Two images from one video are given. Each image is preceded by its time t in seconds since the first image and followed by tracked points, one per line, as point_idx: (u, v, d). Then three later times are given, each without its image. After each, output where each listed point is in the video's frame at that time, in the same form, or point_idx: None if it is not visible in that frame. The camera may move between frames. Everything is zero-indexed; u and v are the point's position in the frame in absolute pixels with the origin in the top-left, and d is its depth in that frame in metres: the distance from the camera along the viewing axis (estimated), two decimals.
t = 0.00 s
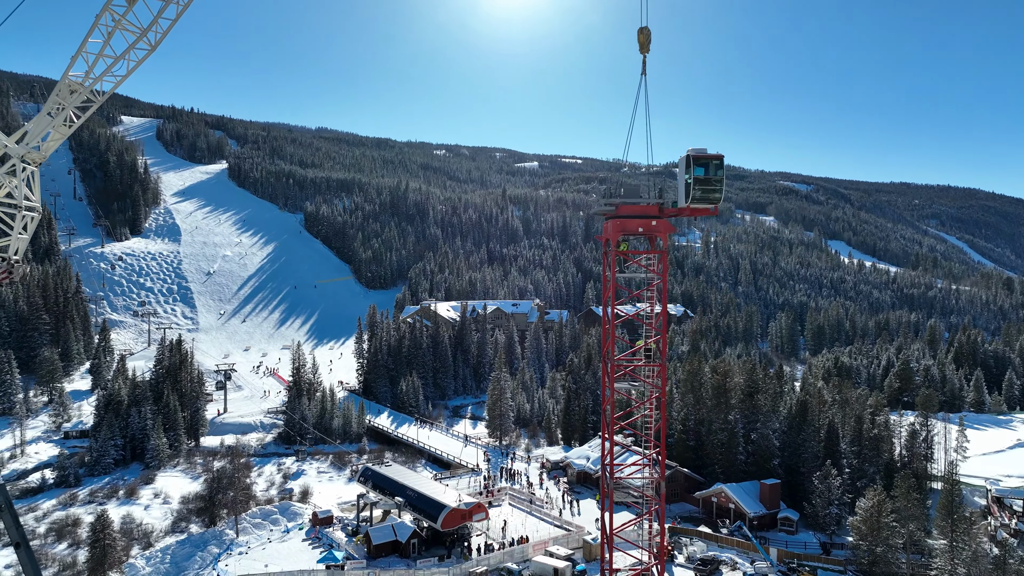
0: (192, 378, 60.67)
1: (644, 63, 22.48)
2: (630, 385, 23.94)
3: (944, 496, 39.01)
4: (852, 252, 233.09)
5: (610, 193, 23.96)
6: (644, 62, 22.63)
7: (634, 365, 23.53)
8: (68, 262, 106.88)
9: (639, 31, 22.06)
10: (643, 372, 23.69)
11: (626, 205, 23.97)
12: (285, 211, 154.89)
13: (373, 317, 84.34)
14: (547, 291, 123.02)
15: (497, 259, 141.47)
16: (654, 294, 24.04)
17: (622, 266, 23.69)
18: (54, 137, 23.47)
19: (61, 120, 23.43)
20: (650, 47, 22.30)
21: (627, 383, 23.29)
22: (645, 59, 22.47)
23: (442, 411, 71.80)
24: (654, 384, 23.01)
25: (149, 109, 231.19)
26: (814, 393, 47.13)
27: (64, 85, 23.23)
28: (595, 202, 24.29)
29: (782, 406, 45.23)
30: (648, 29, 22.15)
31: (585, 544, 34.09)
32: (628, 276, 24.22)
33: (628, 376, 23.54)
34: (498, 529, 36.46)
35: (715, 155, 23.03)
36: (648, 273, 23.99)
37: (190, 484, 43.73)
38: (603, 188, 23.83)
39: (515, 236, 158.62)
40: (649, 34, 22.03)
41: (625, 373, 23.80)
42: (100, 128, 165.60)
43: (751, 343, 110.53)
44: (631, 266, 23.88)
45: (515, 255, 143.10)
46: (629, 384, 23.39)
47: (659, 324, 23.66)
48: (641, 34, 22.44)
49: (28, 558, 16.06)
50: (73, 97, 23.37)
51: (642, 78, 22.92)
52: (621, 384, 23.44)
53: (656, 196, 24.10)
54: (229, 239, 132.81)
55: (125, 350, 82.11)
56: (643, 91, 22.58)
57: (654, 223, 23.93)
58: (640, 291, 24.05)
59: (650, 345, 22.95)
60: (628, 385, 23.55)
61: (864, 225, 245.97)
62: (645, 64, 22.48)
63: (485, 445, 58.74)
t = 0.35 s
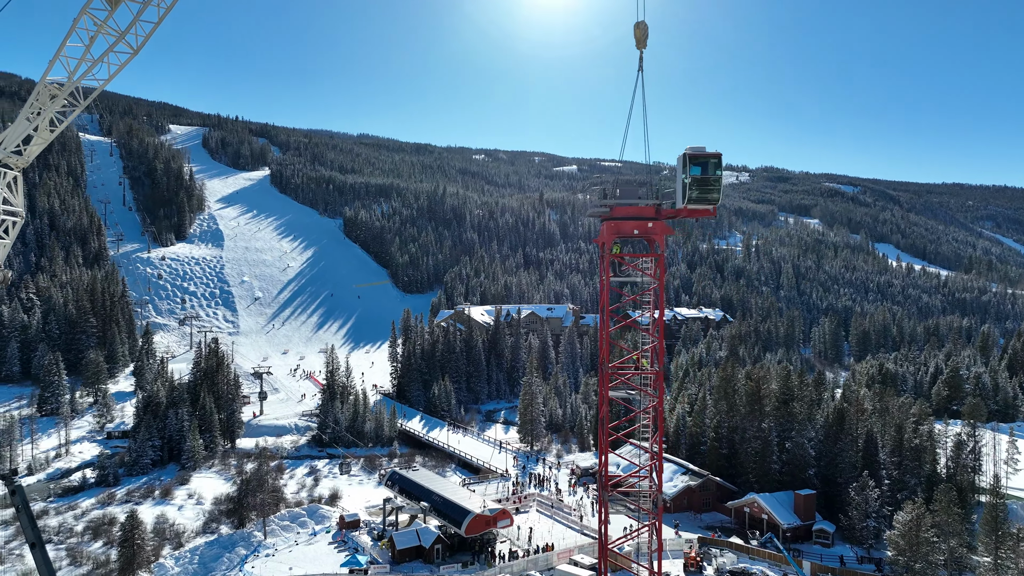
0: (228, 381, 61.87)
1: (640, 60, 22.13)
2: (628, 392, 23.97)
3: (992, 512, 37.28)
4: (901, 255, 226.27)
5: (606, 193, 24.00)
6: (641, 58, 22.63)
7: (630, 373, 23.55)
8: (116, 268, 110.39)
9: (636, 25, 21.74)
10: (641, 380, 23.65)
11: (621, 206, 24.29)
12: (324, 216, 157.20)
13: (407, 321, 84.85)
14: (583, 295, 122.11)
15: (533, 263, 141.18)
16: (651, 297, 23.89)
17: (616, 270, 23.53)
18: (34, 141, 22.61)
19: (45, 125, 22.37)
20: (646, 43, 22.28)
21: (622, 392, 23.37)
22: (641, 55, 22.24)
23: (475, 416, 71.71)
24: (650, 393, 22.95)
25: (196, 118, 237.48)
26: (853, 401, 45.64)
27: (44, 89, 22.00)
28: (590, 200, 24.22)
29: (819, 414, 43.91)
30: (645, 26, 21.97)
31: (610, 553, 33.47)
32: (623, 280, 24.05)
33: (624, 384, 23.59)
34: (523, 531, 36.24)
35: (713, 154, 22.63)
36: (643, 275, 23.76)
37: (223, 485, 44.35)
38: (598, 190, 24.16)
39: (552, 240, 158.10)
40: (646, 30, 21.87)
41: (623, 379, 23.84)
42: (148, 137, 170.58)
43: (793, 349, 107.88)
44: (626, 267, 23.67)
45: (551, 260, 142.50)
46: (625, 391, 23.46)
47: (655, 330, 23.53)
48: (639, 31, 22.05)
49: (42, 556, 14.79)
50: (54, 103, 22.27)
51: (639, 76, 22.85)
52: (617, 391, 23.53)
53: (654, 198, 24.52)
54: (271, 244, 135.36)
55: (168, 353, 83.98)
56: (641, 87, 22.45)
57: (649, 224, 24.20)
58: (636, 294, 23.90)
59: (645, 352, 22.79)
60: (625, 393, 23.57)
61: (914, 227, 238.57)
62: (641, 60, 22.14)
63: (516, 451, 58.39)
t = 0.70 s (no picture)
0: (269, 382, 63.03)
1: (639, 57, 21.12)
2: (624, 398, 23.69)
3: None
4: (960, 257, 217.88)
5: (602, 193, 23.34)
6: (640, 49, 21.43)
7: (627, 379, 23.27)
8: (168, 271, 113.94)
9: (634, 18, 20.90)
10: (638, 387, 23.33)
11: (616, 206, 23.53)
12: (369, 220, 159.39)
13: (447, 324, 85.18)
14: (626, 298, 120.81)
15: (575, 267, 140.48)
16: (647, 301, 23.44)
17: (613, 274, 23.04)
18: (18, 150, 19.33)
19: (29, 129, 19.32)
20: (644, 35, 21.09)
21: (619, 399, 23.10)
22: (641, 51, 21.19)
23: (512, 420, 71.49)
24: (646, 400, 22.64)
25: (248, 125, 243.58)
26: (899, 410, 43.95)
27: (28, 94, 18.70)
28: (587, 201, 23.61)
29: (863, 423, 42.40)
30: (642, 17, 20.89)
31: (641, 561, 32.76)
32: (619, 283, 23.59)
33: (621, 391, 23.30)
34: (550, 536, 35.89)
35: (710, 151, 21.70)
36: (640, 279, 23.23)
37: (260, 485, 45.06)
38: (594, 189, 23.43)
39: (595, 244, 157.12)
40: (643, 21, 20.83)
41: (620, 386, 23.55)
42: (201, 144, 175.66)
43: (842, 354, 104.73)
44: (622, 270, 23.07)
45: (593, 263, 141.41)
46: (621, 398, 23.21)
47: (652, 335, 23.16)
48: (637, 26, 21.18)
49: (65, 557, 16.75)
50: (39, 104, 19.04)
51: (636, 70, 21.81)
52: (614, 398, 23.25)
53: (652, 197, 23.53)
54: (316, 248, 137.80)
55: (215, 356, 86.08)
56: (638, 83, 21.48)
57: (646, 225, 23.28)
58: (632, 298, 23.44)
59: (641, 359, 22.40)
60: (620, 399, 23.28)
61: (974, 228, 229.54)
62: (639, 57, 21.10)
63: (552, 455, 57.88)
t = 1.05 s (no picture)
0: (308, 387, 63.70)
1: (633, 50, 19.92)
2: (620, 409, 23.08)
3: None
4: None
5: (598, 194, 22.40)
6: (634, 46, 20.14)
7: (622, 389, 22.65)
8: (217, 278, 117.05)
9: (629, 12, 19.74)
10: (633, 398, 22.71)
11: (609, 208, 22.58)
12: (413, 227, 160.86)
13: (486, 330, 85.08)
14: (669, 304, 118.88)
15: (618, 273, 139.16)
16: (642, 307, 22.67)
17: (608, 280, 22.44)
18: None
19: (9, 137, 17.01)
20: (640, 29, 19.87)
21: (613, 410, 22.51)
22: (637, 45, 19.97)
23: (550, 427, 70.83)
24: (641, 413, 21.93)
25: (297, 135, 249.15)
26: (952, 422, 41.93)
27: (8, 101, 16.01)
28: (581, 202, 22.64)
29: (913, 436, 40.55)
30: (639, 11, 19.69)
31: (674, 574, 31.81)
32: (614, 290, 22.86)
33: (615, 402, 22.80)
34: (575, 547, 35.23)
35: (707, 149, 21.13)
36: (635, 285, 22.49)
37: (295, 489, 45.50)
38: (588, 190, 22.39)
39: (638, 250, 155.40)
40: (639, 15, 19.67)
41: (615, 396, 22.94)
42: (251, 153, 179.95)
43: (895, 363, 101.00)
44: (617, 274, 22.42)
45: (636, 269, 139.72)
46: (615, 409, 22.60)
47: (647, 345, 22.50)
48: (634, 18, 19.82)
49: (81, 560, 17.01)
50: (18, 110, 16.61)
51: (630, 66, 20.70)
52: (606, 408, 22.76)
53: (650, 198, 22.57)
54: (361, 254, 139.61)
55: (260, 361, 87.72)
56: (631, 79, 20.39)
57: (643, 227, 22.33)
58: (627, 305, 22.79)
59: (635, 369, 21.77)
60: (615, 411, 22.65)
61: None
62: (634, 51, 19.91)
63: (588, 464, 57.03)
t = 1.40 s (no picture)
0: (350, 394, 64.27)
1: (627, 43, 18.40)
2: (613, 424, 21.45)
3: None
4: None
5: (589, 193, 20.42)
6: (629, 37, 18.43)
7: (617, 403, 21.10)
8: (266, 285, 119.37)
9: None
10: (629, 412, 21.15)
11: (601, 209, 20.49)
12: (458, 234, 161.56)
13: (527, 337, 84.55)
14: (716, 311, 116.32)
15: (664, 279, 136.92)
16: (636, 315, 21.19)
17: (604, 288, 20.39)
18: None
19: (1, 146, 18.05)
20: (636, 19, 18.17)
21: (609, 426, 21.02)
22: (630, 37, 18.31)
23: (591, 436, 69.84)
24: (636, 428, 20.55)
25: (347, 144, 253.65)
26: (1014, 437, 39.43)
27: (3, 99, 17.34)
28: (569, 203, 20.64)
29: (971, 450, 38.36)
30: None
31: None
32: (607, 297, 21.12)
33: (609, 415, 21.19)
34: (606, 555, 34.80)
35: (703, 146, 19.86)
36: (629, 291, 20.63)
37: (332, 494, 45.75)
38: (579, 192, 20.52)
39: (686, 255, 152.68)
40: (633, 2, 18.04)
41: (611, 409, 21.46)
42: (301, 163, 183.86)
43: (957, 373, 96.38)
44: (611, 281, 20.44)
45: (683, 275, 137.55)
46: (611, 425, 21.11)
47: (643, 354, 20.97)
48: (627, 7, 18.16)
49: (99, 563, 17.14)
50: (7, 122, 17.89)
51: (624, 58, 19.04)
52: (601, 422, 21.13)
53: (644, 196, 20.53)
54: (406, 261, 140.74)
55: (306, 366, 89.13)
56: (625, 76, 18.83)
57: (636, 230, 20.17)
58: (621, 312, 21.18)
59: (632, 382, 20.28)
60: (610, 426, 21.18)
61: None
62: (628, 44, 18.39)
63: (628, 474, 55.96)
